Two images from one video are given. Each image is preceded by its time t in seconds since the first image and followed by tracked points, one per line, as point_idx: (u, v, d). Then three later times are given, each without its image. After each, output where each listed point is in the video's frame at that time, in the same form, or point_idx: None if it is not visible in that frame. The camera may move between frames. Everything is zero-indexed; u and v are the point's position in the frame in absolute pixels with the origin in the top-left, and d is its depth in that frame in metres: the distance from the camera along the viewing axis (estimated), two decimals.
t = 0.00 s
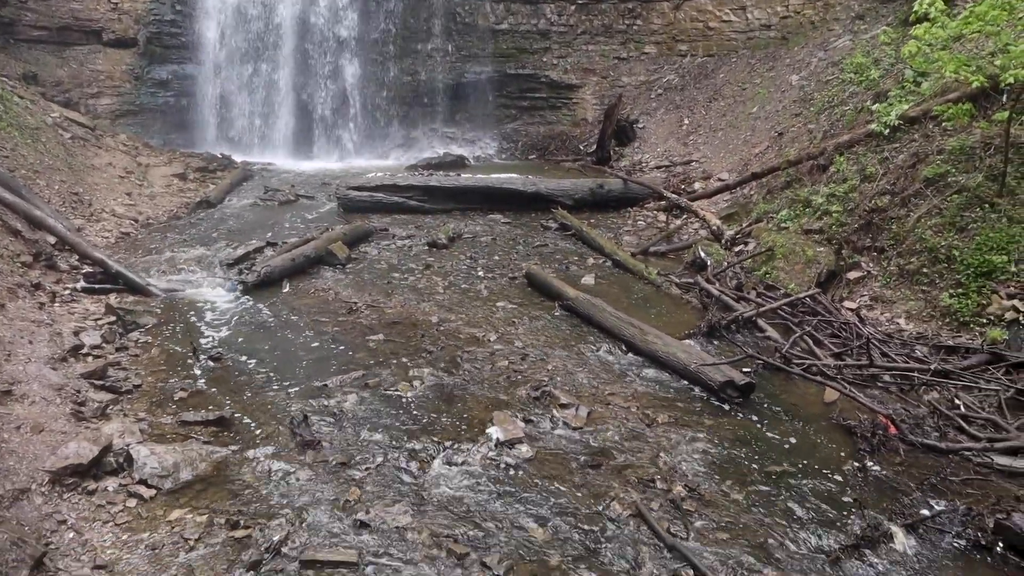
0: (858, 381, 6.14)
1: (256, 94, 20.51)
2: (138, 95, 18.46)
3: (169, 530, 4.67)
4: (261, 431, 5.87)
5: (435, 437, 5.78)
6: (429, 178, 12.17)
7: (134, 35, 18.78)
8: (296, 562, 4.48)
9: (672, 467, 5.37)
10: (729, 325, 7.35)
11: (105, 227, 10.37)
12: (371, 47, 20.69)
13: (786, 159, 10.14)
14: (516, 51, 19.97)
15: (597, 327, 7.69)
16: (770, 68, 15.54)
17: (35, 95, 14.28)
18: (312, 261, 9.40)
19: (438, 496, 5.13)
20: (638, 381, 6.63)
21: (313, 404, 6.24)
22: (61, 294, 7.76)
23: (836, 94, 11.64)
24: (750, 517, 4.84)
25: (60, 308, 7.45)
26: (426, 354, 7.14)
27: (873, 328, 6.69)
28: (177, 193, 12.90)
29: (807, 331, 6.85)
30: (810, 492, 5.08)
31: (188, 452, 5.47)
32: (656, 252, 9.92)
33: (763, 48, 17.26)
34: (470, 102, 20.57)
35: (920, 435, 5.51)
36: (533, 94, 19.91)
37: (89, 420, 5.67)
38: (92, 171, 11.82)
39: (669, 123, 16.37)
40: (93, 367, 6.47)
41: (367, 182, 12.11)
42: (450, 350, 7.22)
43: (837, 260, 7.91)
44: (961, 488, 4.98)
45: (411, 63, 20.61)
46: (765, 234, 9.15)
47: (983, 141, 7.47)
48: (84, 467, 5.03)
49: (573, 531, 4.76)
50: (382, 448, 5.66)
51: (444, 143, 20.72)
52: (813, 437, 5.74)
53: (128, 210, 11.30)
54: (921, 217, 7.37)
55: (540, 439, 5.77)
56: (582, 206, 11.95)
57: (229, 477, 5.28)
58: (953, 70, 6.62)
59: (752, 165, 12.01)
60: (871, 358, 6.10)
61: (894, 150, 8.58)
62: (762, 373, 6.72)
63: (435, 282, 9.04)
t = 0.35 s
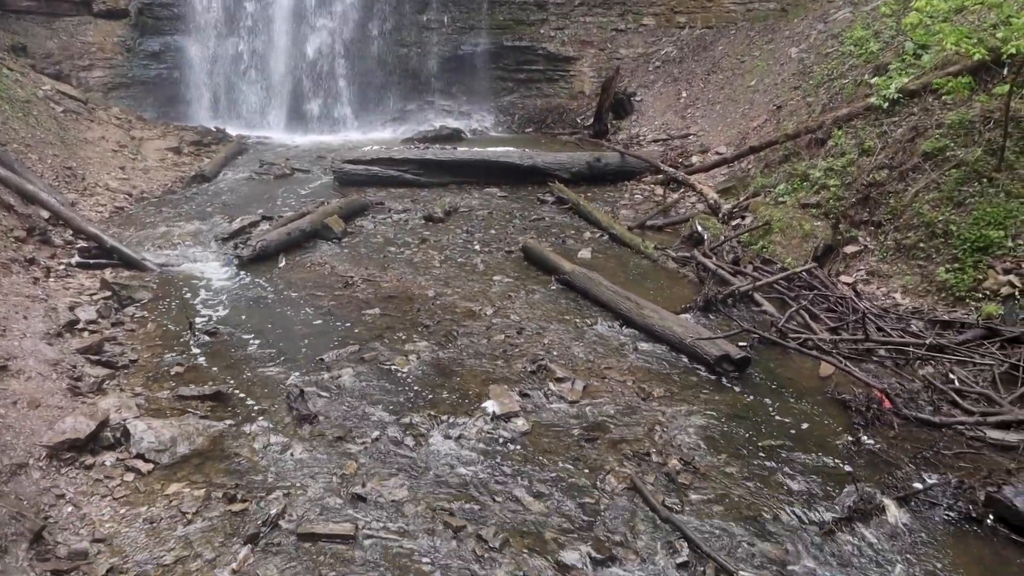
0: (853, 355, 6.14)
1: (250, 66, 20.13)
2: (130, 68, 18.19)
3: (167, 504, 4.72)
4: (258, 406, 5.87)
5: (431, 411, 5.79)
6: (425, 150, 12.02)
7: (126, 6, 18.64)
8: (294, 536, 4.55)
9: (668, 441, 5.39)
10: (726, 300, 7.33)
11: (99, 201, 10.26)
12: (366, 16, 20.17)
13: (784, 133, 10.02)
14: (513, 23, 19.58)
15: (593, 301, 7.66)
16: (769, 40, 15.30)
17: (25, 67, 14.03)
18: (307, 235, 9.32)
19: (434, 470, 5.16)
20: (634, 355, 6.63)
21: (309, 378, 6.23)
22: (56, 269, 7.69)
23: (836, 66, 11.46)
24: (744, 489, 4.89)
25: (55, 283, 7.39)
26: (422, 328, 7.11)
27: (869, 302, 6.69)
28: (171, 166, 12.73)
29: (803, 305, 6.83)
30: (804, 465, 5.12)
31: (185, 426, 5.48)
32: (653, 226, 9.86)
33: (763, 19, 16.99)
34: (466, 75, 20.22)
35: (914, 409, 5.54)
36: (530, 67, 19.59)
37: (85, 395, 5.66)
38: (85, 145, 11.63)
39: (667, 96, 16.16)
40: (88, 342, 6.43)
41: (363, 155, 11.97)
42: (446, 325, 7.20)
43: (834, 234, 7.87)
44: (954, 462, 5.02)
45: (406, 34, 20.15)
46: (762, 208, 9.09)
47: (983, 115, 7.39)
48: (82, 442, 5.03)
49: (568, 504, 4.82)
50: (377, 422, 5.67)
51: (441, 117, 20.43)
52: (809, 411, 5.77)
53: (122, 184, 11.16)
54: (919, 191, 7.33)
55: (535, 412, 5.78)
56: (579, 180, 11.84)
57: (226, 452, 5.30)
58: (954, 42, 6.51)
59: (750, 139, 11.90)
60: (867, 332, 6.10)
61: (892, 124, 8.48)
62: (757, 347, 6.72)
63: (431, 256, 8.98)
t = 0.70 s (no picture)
0: (849, 331, 6.13)
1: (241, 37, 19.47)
2: (121, 41, 17.57)
3: (162, 481, 4.72)
4: (252, 382, 5.85)
5: (426, 387, 5.77)
6: (420, 123, 11.87)
7: None
8: (289, 512, 4.58)
9: (663, 417, 5.40)
10: (722, 275, 7.30)
11: (92, 177, 10.11)
12: None
13: (783, 107, 9.87)
14: None
15: (589, 276, 7.62)
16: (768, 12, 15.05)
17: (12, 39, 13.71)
18: (302, 210, 9.20)
19: (429, 446, 5.17)
20: (630, 330, 6.62)
21: (304, 354, 6.19)
22: (48, 246, 7.58)
23: (835, 38, 11.27)
24: (738, 464, 4.91)
25: (47, 260, 7.29)
26: (417, 304, 7.06)
27: (865, 278, 6.66)
28: (164, 141, 12.52)
29: (799, 280, 6.80)
30: (798, 440, 5.14)
31: (180, 404, 5.46)
32: (649, 200, 9.78)
33: None
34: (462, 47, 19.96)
35: (909, 384, 5.55)
36: (526, 39, 19.33)
37: (79, 372, 5.62)
38: (76, 119, 11.39)
39: (664, 69, 15.93)
40: (82, 319, 6.37)
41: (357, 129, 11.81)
42: (441, 300, 7.15)
43: (831, 209, 7.81)
44: (948, 437, 5.04)
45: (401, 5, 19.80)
46: (759, 182, 9.00)
47: (983, 88, 7.30)
48: (77, 419, 5.00)
49: (564, 480, 4.85)
50: (372, 399, 5.65)
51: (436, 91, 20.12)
52: (804, 385, 5.78)
53: (114, 159, 10.98)
54: (917, 166, 7.26)
55: (530, 388, 5.78)
56: (575, 153, 11.73)
57: (222, 429, 5.29)
58: (956, 15, 6.40)
59: (748, 113, 11.76)
60: (863, 307, 6.09)
61: (891, 98, 8.37)
62: (753, 322, 6.69)
63: (427, 230, 8.90)
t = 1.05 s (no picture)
0: (842, 304, 6.13)
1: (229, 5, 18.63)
2: (107, 12, 16.39)
3: (154, 459, 4.70)
4: (243, 359, 5.79)
5: (419, 362, 5.75)
6: (411, 96, 11.67)
7: None
8: (282, 488, 4.58)
9: (655, 390, 5.39)
10: (715, 248, 7.24)
11: (79, 151, 9.93)
12: None
13: (778, 78, 9.72)
14: None
15: (581, 249, 7.58)
16: None
17: None
18: (292, 184, 9.05)
19: (422, 420, 5.16)
20: (623, 304, 6.58)
21: (295, 329, 6.13)
22: (36, 222, 7.45)
23: (832, 7, 11.09)
24: (731, 438, 4.93)
25: (34, 236, 7.17)
26: (410, 279, 6.99)
27: (859, 251, 6.66)
28: (152, 115, 12.27)
29: (793, 253, 6.76)
30: (791, 413, 5.16)
31: (171, 380, 5.41)
32: (643, 172, 9.70)
33: None
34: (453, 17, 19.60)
35: (901, 357, 5.56)
36: (519, 9, 19.08)
37: (69, 350, 5.55)
38: (62, 93, 11.14)
39: (659, 40, 15.70)
40: (70, 295, 6.27)
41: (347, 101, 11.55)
42: (434, 274, 7.08)
43: (825, 180, 7.75)
44: (938, 409, 5.07)
45: None
46: (753, 154, 8.90)
47: (980, 59, 7.23)
48: (67, 398, 4.95)
49: (557, 454, 4.86)
50: (364, 374, 5.62)
51: (428, 63, 19.79)
52: (797, 358, 5.78)
53: (101, 133, 10.77)
54: (912, 138, 7.21)
55: (523, 362, 5.76)
56: (569, 125, 11.63)
57: (215, 406, 5.26)
58: None
59: (742, 84, 11.63)
60: (856, 280, 6.10)
61: (887, 69, 8.28)
62: (746, 295, 6.66)
63: (419, 204, 8.80)
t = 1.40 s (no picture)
0: (805, 273, 6.20)
1: None
2: None
3: (116, 442, 4.57)
4: (205, 338, 5.66)
5: (385, 338, 5.68)
6: (375, 71, 11.41)
7: None
8: (247, 468, 4.50)
9: (622, 362, 5.40)
10: (681, 219, 7.24)
11: (31, 130, 9.58)
12: None
13: (743, 49, 9.75)
14: None
15: (547, 222, 7.55)
16: None
17: None
18: (254, 161, 8.78)
19: (388, 397, 5.12)
20: (590, 277, 6.56)
21: (259, 308, 6.00)
22: None
23: None
24: (696, 407, 4.98)
25: None
26: (375, 255, 6.88)
27: (822, 221, 6.74)
28: (108, 92, 11.84)
29: (758, 224, 6.80)
30: (755, 382, 5.21)
31: (132, 362, 5.27)
32: (610, 144, 9.62)
33: None
34: None
35: (862, 325, 5.65)
36: None
37: (23, 334, 5.32)
38: (10, 70, 10.67)
39: (624, 10, 15.61)
40: (25, 278, 5.99)
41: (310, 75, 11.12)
42: (399, 250, 6.98)
43: (789, 151, 7.81)
44: (898, 374, 5.18)
45: None
46: (719, 126, 8.90)
47: (941, 29, 7.35)
48: (22, 383, 4.77)
49: (524, 427, 4.86)
50: (329, 350, 5.55)
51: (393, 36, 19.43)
52: (762, 327, 5.83)
53: (54, 111, 10.40)
54: (875, 108, 7.36)
55: (489, 336, 5.72)
56: (535, 98, 11.56)
57: (177, 386, 5.15)
58: None
59: (708, 56, 11.68)
60: (819, 249, 6.18)
61: (851, 39, 8.38)
62: (712, 267, 6.68)
63: (384, 180, 8.63)
